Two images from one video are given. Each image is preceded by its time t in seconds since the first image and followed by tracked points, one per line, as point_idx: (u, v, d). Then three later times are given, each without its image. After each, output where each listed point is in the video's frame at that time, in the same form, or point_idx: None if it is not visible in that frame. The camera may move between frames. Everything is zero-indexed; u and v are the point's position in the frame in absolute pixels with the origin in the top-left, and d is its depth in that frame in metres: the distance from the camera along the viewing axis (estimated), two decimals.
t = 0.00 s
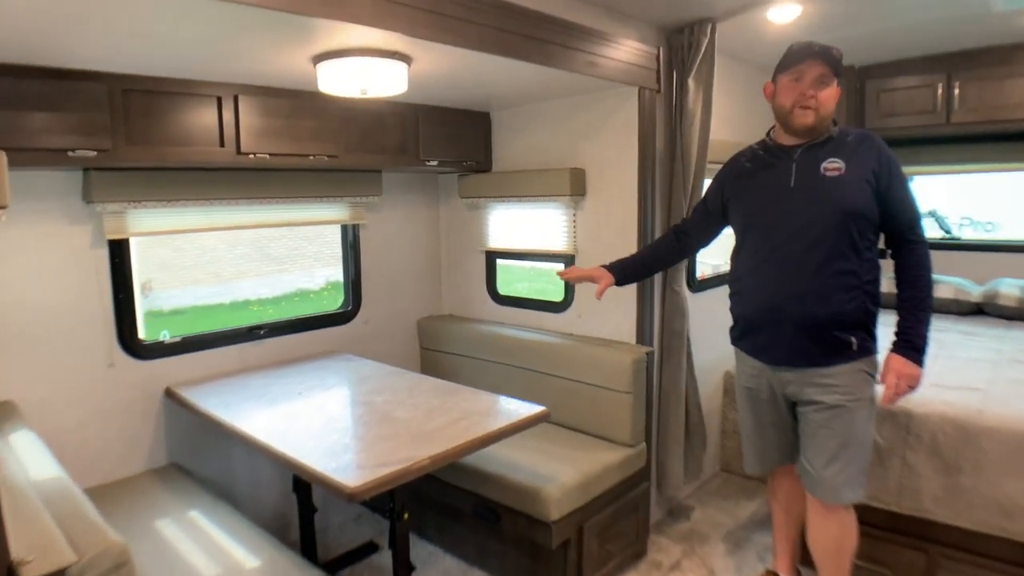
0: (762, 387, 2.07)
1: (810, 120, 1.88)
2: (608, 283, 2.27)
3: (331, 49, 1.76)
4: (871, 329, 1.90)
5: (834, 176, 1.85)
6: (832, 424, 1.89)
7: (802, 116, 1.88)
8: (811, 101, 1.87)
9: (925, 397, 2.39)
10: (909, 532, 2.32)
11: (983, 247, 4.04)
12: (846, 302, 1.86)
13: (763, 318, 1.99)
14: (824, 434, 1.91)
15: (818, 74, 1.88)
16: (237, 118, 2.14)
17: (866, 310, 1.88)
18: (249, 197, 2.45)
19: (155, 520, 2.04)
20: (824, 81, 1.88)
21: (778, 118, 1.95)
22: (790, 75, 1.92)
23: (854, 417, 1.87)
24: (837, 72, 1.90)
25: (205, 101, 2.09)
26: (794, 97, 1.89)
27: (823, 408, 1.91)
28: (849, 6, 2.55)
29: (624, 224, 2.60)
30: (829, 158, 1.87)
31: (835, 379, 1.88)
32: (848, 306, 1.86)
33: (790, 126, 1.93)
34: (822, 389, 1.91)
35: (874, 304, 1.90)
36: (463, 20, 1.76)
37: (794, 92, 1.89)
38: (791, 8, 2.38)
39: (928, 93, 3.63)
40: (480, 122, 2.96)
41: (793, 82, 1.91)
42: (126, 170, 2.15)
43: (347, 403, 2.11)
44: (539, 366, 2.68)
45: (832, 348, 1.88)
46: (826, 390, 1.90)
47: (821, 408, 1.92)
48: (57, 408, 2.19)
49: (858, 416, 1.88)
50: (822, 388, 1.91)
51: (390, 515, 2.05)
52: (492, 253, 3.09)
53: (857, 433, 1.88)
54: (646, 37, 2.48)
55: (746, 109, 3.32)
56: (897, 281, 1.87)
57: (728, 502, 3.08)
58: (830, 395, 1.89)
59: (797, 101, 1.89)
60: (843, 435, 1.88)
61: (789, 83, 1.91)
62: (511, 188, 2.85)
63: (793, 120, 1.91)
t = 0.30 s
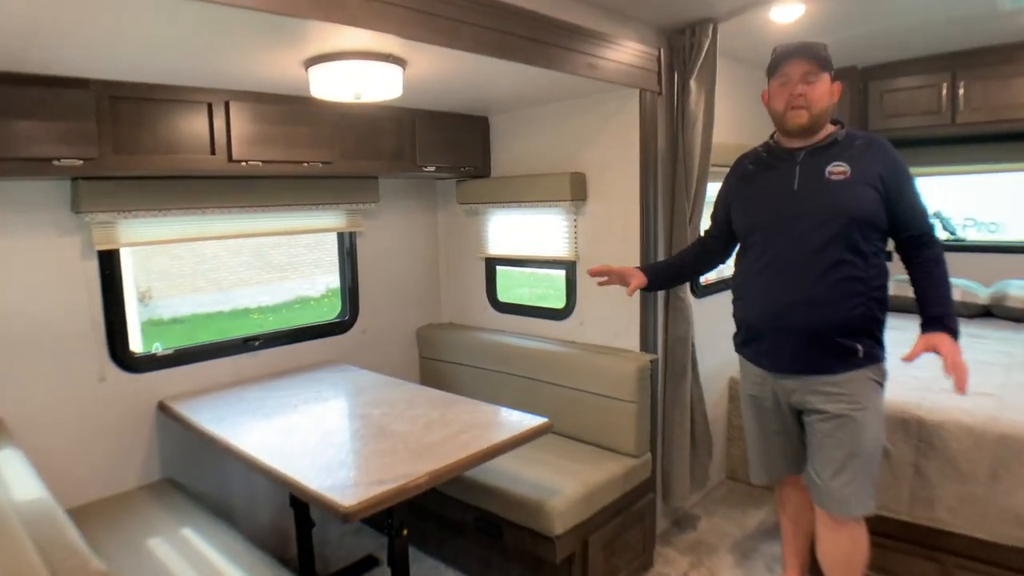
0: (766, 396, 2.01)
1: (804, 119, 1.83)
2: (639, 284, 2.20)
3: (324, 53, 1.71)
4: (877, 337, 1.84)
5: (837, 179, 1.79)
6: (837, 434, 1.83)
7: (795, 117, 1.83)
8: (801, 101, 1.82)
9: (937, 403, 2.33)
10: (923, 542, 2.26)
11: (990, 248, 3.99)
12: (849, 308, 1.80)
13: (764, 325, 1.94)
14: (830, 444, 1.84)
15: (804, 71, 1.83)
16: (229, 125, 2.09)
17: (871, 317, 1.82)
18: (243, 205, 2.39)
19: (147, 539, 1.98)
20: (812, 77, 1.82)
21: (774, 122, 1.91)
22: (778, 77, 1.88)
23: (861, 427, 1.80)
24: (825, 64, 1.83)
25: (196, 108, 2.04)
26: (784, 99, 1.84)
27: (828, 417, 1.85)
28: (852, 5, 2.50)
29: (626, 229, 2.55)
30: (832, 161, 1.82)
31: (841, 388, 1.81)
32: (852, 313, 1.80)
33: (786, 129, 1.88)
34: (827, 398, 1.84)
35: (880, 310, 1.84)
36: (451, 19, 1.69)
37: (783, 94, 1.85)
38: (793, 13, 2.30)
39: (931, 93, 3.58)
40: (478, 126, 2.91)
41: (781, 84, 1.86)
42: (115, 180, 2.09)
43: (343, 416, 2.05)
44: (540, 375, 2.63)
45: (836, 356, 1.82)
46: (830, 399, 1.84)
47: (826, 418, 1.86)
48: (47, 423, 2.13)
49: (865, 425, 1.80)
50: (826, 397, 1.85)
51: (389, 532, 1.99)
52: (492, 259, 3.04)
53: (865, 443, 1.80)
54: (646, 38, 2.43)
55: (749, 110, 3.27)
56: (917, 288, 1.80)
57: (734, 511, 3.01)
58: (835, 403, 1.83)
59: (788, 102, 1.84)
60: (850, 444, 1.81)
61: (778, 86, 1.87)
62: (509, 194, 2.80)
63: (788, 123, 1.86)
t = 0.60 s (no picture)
0: (763, 401, 1.99)
1: (787, 124, 1.84)
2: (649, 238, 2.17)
3: (317, 56, 1.69)
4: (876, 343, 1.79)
5: (829, 181, 1.76)
6: (832, 441, 1.79)
7: (776, 124, 1.85)
8: (780, 108, 1.83)
9: (943, 408, 2.29)
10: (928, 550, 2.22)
11: (993, 250, 3.95)
12: (842, 311, 1.76)
13: (761, 329, 1.92)
14: (826, 451, 1.81)
15: (781, 77, 1.84)
16: (223, 130, 2.07)
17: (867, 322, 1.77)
18: (238, 210, 2.37)
19: (143, 551, 1.95)
20: (789, 81, 1.83)
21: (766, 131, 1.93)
22: (762, 88, 1.91)
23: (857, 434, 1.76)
24: (806, 65, 1.82)
25: (190, 113, 2.02)
26: (766, 109, 1.87)
27: (823, 424, 1.82)
28: (852, 6, 2.48)
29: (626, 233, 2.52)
30: (826, 164, 1.79)
31: (834, 393, 1.78)
32: (846, 317, 1.76)
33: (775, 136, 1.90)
34: (820, 403, 1.82)
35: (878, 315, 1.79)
36: (444, 21, 1.66)
37: (765, 104, 1.88)
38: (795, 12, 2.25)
39: (932, 95, 3.55)
40: (476, 130, 2.88)
41: (763, 95, 1.89)
42: (110, 186, 2.07)
43: (340, 424, 2.02)
44: (540, 380, 2.60)
45: (829, 361, 1.79)
46: (824, 405, 1.81)
47: (820, 425, 1.83)
48: (41, 432, 2.10)
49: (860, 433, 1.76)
50: (822, 403, 1.82)
51: (386, 542, 1.96)
52: (490, 264, 3.01)
53: (861, 451, 1.77)
54: (645, 40, 2.41)
55: (749, 113, 3.24)
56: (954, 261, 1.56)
57: (737, 517, 2.98)
58: (830, 409, 1.80)
59: (770, 111, 1.86)
60: (845, 452, 1.77)
61: (761, 97, 1.90)
62: (508, 197, 2.78)
63: (773, 131, 1.88)
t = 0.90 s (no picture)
0: (758, 401, 2.00)
1: (794, 126, 1.80)
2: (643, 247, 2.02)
3: (311, 55, 1.68)
4: (866, 343, 1.78)
5: (821, 180, 1.76)
6: (823, 442, 1.80)
7: (784, 124, 1.81)
8: (789, 108, 1.79)
9: (937, 409, 2.30)
10: (922, 551, 2.22)
11: (989, 251, 3.96)
12: (830, 309, 1.76)
13: (753, 326, 1.93)
14: (818, 452, 1.82)
15: (791, 77, 1.79)
16: (217, 128, 2.06)
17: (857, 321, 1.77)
18: (233, 208, 2.36)
19: (136, 549, 1.95)
20: (799, 82, 1.78)
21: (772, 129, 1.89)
22: (770, 85, 1.85)
23: (848, 435, 1.77)
24: (817, 66, 1.77)
25: (184, 112, 2.02)
26: (774, 108, 1.83)
27: (814, 424, 1.83)
28: (848, 6, 2.48)
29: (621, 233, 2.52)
30: (821, 162, 1.79)
31: (825, 393, 1.79)
32: (835, 316, 1.76)
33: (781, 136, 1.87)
34: (812, 404, 1.82)
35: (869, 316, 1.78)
36: (439, 20, 1.66)
37: (773, 103, 1.83)
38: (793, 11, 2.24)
39: (930, 94, 3.55)
40: (472, 129, 2.88)
41: (771, 93, 1.84)
42: (104, 184, 2.06)
43: (335, 424, 2.02)
44: (536, 380, 2.59)
45: (817, 358, 1.79)
46: (816, 406, 1.82)
47: (812, 426, 1.83)
48: (34, 432, 2.10)
49: (852, 433, 1.77)
50: (813, 404, 1.82)
51: (381, 541, 1.96)
52: (486, 263, 3.01)
53: (854, 452, 1.77)
54: (641, 39, 2.41)
55: (746, 112, 3.24)
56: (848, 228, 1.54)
57: (732, 517, 2.98)
58: (820, 410, 1.81)
59: (778, 111, 1.82)
60: (837, 453, 1.78)
61: (770, 95, 1.85)
62: (503, 197, 2.77)
63: (779, 131, 1.84)
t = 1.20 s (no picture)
0: (750, 400, 2.03)
1: (782, 123, 1.85)
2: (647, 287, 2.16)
3: (314, 57, 1.71)
4: (851, 345, 1.80)
5: (804, 183, 1.80)
6: (808, 442, 1.83)
7: (773, 122, 1.86)
8: (778, 107, 1.84)
9: (931, 410, 2.32)
10: (915, 551, 2.24)
11: (986, 253, 3.98)
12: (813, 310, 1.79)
13: (743, 327, 1.97)
14: (804, 452, 1.84)
15: (781, 76, 1.83)
16: (220, 129, 2.09)
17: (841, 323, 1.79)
18: (234, 208, 2.39)
19: (139, 543, 1.97)
20: (789, 82, 1.82)
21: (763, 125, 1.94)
22: (762, 83, 1.90)
23: (831, 436, 1.79)
24: (807, 67, 1.80)
25: (188, 112, 2.04)
26: (764, 105, 1.88)
27: (799, 424, 1.86)
28: (846, 9, 2.50)
29: (619, 233, 2.55)
30: (806, 166, 1.82)
31: (810, 394, 1.82)
32: (818, 317, 1.79)
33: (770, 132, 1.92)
34: (797, 403, 1.85)
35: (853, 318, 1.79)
36: (440, 23, 1.69)
37: (764, 101, 1.88)
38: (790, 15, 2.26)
39: (929, 96, 3.57)
40: (472, 130, 2.91)
41: (763, 91, 1.89)
42: (108, 184, 2.09)
43: (334, 421, 2.04)
44: (534, 379, 2.62)
45: (800, 358, 1.82)
46: (802, 406, 1.84)
47: (798, 426, 1.86)
48: (38, 428, 2.12)
49: (836, 434, 1.79)
50: (799, 404, 1.85)
51: (379, 537, 1.98)
52: (486, 263, 3.03)
53: (837, 451, 1.79)
54: (640, 41, 2.43)
55: (744, 115, 3.27)
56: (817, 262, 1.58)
57: (729, 516, 3.00)
58: (805, 410, 1.83)
59: (768, 109, 1.87)
60: (822, 453, 1.80)
61: (761, 93, 1.89)
62: (503, 197, 2.80)
63: (768, 127, 1.89)
